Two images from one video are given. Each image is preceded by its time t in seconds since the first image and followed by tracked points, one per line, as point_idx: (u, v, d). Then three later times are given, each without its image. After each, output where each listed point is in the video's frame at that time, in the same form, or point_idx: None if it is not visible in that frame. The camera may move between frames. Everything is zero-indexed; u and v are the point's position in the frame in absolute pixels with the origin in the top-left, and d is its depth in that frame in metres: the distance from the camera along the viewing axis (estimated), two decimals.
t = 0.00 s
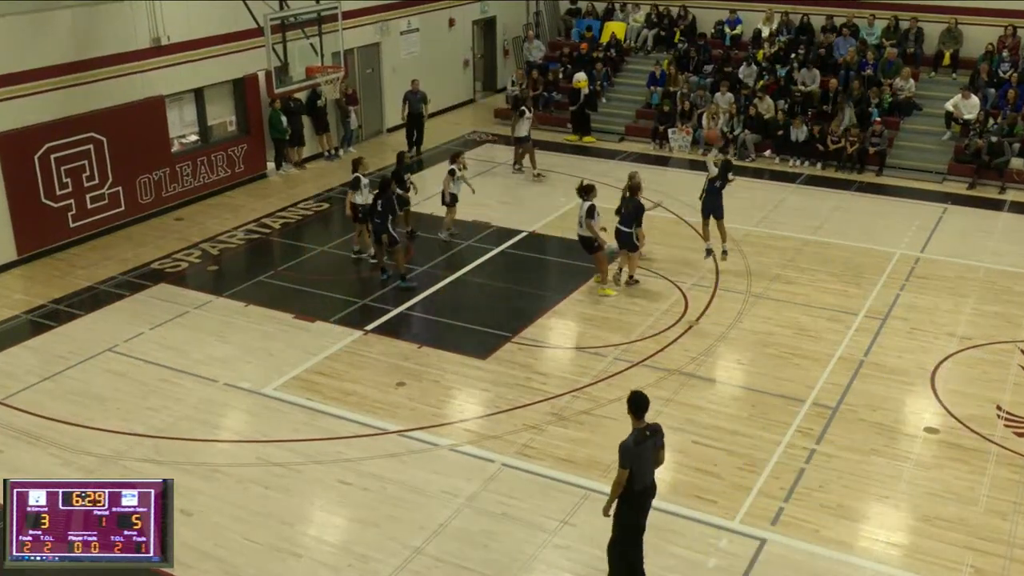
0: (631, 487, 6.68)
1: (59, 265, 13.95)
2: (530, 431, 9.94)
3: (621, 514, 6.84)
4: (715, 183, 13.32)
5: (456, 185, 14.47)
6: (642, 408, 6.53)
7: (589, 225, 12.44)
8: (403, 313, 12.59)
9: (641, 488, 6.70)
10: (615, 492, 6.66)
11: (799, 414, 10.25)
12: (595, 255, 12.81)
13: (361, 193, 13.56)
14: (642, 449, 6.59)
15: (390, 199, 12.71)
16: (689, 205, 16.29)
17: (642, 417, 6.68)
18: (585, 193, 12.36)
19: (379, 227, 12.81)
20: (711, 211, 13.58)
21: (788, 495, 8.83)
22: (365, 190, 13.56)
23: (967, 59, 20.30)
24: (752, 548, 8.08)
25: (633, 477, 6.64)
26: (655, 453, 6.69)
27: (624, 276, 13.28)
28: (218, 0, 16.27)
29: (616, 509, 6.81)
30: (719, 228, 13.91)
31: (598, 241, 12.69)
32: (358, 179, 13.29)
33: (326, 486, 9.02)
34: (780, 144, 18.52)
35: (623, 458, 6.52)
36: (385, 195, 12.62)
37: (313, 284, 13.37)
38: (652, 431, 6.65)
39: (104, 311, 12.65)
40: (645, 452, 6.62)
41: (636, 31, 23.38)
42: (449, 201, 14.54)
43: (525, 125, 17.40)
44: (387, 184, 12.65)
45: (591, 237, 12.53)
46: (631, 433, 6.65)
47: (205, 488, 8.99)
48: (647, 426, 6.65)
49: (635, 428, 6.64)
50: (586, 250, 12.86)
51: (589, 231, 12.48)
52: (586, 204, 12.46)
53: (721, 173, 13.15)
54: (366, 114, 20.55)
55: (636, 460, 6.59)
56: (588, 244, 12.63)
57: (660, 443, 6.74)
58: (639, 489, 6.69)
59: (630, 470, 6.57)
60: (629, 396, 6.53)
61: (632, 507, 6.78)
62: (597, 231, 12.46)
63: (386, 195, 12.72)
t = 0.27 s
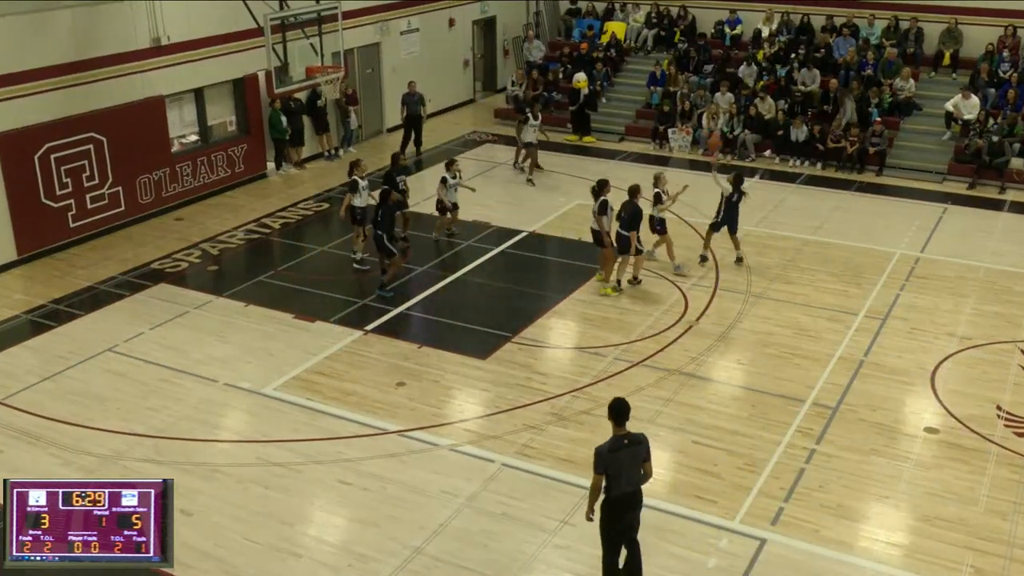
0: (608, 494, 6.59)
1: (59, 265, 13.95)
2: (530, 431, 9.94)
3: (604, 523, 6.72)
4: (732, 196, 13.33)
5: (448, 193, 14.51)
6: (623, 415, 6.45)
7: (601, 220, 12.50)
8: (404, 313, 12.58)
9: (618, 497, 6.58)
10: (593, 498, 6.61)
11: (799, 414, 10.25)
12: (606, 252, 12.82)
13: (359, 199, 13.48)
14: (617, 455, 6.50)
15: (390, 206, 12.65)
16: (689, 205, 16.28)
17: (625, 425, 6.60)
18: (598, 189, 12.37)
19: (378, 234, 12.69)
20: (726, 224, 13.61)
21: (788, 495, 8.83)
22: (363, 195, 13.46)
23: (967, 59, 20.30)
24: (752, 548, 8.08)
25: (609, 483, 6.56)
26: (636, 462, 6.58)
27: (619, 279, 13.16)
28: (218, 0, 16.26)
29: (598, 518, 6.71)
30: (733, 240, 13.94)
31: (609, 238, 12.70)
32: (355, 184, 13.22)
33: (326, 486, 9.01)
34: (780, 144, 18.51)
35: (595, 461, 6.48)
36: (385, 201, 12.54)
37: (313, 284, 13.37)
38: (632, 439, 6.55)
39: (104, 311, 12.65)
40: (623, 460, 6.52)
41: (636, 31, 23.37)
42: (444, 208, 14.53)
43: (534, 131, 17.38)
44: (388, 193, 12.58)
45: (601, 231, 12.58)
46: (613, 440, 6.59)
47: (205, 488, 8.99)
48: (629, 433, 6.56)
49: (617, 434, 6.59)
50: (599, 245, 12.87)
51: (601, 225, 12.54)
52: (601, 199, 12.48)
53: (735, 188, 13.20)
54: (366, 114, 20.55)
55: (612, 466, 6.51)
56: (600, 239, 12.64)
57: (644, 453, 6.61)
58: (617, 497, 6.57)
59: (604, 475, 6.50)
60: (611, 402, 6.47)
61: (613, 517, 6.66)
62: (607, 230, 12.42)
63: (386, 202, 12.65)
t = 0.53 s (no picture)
0: (599, 498, 6.61)
1: (59, 265, 13.95)
2: (530, 431, 9.95)
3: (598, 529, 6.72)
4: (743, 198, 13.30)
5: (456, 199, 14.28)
6: (613, 419, 6.45)
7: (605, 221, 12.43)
8: (403, 313, 12.58)
9: (609, 500, 6.59)
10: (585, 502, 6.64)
11: (799, 414, 10.25)
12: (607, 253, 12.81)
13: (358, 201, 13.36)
14: (606, 459, 6.51)
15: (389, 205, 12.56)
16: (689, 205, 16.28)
17: (616, 429, 6.61)
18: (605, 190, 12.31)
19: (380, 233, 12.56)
20: (739, 227, 13.43)
21: (788, 495, 8.83)
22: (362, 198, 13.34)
23: (967, 59, 20.30)
24: (752, 548, 8.08)
25: (600, 487, 6.57)
26: (627, 467, 6.58)
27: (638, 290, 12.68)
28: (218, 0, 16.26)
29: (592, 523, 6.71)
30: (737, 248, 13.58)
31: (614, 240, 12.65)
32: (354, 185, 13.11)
33: (326, 486, 9.02)
34: (780, 144, 18.51)
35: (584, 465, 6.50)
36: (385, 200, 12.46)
37: (313, 284, 13.37)
38: (622, 444, 6.56)
39: (104, 311, 12.65)
40: (613, 464, 6.52)
41: (636, 31, 23.38)
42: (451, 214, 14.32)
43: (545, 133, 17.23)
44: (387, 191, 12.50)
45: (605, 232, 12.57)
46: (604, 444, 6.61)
47: (205, 488, 8.99)
48: (619, 438, 6.58)
49: (608, 439, 6.60)
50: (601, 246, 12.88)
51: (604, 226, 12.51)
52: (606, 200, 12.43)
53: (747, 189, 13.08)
54: (366, 114, 20.55)
55: (601, 469, 6.52)
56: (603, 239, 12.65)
57: (635, 457, 6.60)
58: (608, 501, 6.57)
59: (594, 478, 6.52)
60: (602, 406, 6.47)
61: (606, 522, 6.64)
62: (609, 232, 12.33)
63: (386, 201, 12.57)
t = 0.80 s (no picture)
0: (598, 500, 6.60)
1: (59, 265, 13.95)
2: (530, 431, 9.95)
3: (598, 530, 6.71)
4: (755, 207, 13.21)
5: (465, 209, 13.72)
6: (612, 421, 6.43)
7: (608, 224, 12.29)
8: (403, 313, 12.59)
9: (608, 503, 6.58)
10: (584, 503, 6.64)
11: (799, 414, 10.25)
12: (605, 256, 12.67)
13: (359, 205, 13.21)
14: (605, 461, 6.50)
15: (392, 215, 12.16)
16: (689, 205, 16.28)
17: (615, 432, 6.59)
18: (608, 192, 12.21)
19: (378, 242, 12.22)
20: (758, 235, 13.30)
21: (788, 495, 8.83)
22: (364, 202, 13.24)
23: (967, 59, 20.29)
24: (752, 548, 8.08)
25: (598, 488, 6.57)
26: (626, 468, 6.56)
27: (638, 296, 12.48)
28: (218, 0, 16.26)
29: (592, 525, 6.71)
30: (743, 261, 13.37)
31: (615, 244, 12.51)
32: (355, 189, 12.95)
33: (326, 486, 9.02)
34: (780, 145, 18.51)
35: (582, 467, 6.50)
36: (387, 209, 12.08)
37: (313, 284, 13.37)
38: (621, 446, 6.55)
39: (104, 311, 12.65)
40: (612, 466, 6.51)
41: (635, 31, 23.38)
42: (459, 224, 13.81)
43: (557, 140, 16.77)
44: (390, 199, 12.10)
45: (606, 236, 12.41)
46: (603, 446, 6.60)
47: (205, 488, 8.99)
48: (619, 440, 6.56)
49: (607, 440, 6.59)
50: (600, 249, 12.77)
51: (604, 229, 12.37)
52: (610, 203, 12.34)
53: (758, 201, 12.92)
54: (366, 114, 20.56)
55: (600, 471, 6.51)
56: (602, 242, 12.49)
57: (634, 459, 6.59)
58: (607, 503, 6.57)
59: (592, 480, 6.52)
60: (601, 407, 6.45)
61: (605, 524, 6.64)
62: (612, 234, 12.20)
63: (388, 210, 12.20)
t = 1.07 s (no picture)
0: (600, 500, 6.60)
1: (59, 265, 13.94)
2: (530, 431, 9.95)
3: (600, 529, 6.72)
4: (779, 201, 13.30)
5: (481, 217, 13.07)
6: (613, 421, 6.42)
7: (603, 227, 12.15)
8: (404, 313, 12.59)
9: (609, 503, 6.58)
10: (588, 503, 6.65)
11: (799, 414, 10.26)
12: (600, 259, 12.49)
13: (364, 209, 13.07)
14: (606, 462, 6.49)
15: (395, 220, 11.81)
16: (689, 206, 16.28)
17: (617, 432, 6.56)
18: (602, 195, 12.09)
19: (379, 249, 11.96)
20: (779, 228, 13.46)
21: (788, 495, 8.83)
22: (370, 206, 13.16)
23: (967, 59, 20.30)
24: (752, 548, 8.08)
25: (600, 489, 6.57)
26: (628, 469, 6.55)
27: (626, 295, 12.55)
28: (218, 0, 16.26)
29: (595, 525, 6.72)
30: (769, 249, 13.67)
31: (609, 247, 12.36)
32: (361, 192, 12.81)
33: (326, 486, 9.02)
34: (780, 145, 18.51)
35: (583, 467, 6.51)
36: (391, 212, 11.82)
37: (313, 284, 13.37)
38: (622, 447, 6.52)
39: (104, 311, 12.65)
40: (614, 467, 6.50)
41: (635, 31, 23.38)
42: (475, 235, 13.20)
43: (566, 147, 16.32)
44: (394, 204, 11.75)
45: (600, 239, 12.22)
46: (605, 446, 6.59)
47: (205, 488, 8.99)
48: (620, 441, 6.54)
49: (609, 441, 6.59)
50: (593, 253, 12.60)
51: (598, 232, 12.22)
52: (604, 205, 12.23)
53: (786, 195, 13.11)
54: (366, 114, 20.56)
55: (601, 472, 6.51)
56: (597, 245, 12.33)
57: (636, 460, 6.55)
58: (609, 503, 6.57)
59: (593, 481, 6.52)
60: (603, 407, 6.44)
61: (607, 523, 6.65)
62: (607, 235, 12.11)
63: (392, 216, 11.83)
